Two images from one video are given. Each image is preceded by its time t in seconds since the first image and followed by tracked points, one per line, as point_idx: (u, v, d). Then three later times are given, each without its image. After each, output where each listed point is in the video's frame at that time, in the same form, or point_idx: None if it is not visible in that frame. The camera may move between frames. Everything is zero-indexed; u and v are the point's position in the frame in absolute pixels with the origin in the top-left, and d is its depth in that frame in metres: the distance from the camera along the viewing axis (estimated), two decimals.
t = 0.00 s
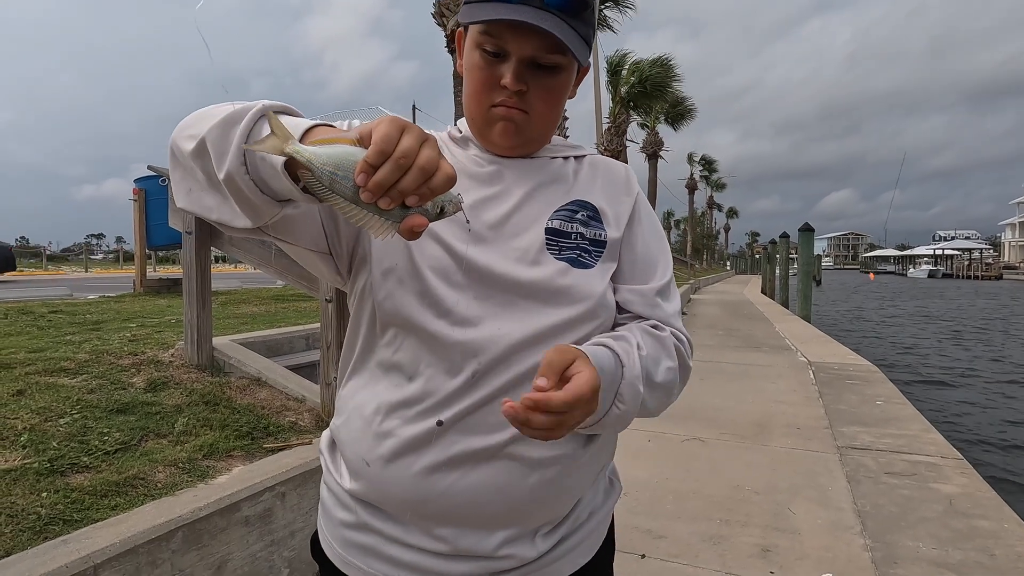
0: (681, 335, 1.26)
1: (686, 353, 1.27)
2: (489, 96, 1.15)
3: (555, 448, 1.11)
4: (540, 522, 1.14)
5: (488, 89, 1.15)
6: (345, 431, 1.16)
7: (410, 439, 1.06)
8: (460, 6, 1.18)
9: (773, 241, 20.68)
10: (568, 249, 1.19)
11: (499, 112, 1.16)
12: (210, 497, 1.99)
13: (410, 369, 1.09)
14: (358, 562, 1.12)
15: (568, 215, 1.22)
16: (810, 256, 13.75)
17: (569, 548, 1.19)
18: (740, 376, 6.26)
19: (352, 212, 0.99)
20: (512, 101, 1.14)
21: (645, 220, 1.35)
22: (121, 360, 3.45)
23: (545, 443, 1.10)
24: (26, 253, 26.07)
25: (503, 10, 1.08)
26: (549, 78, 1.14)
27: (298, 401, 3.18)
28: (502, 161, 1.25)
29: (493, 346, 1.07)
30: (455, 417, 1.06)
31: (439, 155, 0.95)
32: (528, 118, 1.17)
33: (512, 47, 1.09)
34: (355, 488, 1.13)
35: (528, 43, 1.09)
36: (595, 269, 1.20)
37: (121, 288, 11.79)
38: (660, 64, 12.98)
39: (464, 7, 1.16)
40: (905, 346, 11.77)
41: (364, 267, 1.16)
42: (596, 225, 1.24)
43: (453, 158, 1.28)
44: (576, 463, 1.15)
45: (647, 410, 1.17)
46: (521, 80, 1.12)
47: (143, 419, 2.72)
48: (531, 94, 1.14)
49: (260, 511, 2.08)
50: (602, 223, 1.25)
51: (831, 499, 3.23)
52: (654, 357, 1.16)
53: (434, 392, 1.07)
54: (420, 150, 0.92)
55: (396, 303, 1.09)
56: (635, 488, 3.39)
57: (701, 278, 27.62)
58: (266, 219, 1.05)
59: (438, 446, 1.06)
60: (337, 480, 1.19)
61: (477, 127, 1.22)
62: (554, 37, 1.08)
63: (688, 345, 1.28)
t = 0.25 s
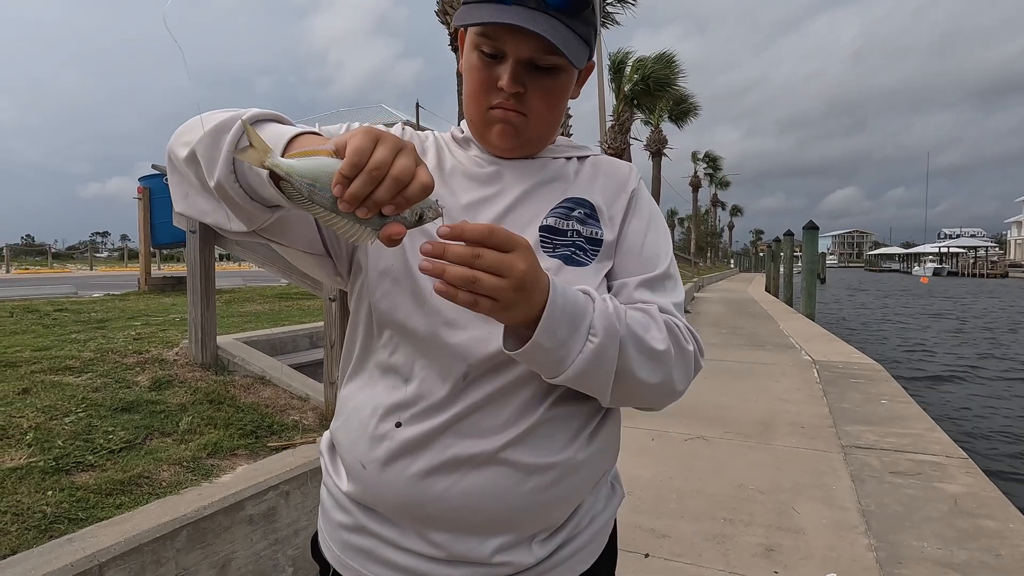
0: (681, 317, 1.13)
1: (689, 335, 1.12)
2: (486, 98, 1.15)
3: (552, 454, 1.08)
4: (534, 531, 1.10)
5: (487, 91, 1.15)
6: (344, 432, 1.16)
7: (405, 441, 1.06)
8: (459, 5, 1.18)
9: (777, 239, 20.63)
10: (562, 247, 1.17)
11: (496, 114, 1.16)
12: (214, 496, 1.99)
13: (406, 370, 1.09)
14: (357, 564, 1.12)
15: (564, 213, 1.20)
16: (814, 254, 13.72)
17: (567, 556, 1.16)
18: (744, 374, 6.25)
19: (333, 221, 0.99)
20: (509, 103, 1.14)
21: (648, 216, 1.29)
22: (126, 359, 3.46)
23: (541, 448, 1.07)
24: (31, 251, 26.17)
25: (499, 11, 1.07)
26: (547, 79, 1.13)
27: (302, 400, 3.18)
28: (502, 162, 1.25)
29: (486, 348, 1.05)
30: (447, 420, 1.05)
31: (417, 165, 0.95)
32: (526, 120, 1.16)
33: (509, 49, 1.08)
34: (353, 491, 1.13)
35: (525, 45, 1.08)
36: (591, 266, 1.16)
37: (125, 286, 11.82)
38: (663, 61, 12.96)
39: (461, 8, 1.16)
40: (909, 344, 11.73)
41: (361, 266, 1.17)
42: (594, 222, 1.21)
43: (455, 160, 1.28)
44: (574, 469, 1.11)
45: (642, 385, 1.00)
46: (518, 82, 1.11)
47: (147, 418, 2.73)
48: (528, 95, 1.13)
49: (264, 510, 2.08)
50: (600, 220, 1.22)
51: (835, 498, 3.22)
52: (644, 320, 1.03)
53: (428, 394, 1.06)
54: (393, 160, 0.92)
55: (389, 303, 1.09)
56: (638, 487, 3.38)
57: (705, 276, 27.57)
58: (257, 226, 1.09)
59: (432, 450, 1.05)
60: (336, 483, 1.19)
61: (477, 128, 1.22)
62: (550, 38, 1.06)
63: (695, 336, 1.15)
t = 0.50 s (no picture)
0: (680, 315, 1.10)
1: (687, 334, 1.10)
2: (478, 94, 1.15)
3: (549, 457, 1.06)
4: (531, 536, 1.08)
5: (478, 87, 1.15)
6: (344, 432, 1.18)
7: (400, 441, 1.06)
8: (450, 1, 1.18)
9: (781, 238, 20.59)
10: (556, 243, 1.15)
11: (488, 110, 1.15)
12: (219, 494, 2.00)
13: (400, 368, 1.10)
14: (356, 565, 1.13)
15: (559, 209, 1.18)
16: (819, 253, 13.68)
17: (566, 561, 1.14)
18: (748, 373, 6.24)
19: (309, 220, 1.01)
20: (500, 99, 1.13)
21: (648, 212, 1.27)
22: (131, 357, 3.47)
23: (537, 451, 1.05)
24: (36, 250, 26.25)
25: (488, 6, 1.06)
26: (539, 74, 1.11)
27: (306, 398, 3.19)
28: (497, 159, 1.25)
29: (477, 347, 1.03)
30: (439, 420, 1.04)
31: (390, 162, 0.95)
32: (519, 116, 1.15)
33: (498, 43, 1.08)
34: (351, 491, 1.14)
35: (515, 40, 1.07)
36: (586, 263, 1.15)
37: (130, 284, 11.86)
38: (667, 60, 12.97)
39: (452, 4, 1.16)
40: (914, 343, 11.70)
41: (358, 268, 1.19)
42: (589, 217, 1.19)
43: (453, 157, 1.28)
44: (572, 472, 1.09)
45: (633, 383, 0.99)
46: (509, 76, 1.10)
47: (152, 416, 2.74)
48: (520, 91, 1.13)
49: (269, 508, 2.08)
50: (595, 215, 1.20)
51: (839, 497, 3.21)
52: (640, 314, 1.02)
53: (422, 393, 1.06)
54: (363, 157, 0.93)
55: (385, 303, 1.11)
56: (642, 486, 3.38)
57: (708, 274, 27.54)
58: (249, 229, 1.13)
59: (427, 450, 1.05)
60: (336, 483, 1.20)
61: (471, 126, 1.22)
62: (539, 31, 1.05)
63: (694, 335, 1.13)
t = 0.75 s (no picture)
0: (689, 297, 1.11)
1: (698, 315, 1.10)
2: (470, 94, 1.14)
3: (551, 457, 1.06)
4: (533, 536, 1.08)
5: (469, 87, 1.13)
6: (345, 431, 1.19)
7: (401, 440, 1.06)
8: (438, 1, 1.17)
9: (784, 237, 20.55)
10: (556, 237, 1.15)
11: (481, 109, 1.14)
12: (225, 492, 2.01)
13: (400, 367, 1.11)
14: (358, 565, 1.13)
15: (558, 204, 1.18)
16: (822, 252, 13.65)
17: (570, 563, 1.14)
18: (752, 372, 6.24)
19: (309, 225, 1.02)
20: (492, 97, 1.12)
21: (648, 202, 1.27)
22: (136, 355, 3.48)
23: (539, 450, 1.05)
24: (40, 248, 26.33)
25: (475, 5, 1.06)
26: (529, 70, 1.09)
27: (311, 396, 3.19)
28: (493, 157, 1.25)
29: (477, 345, 1.04)
30: (440, 417, 1.05)
31: (385, 172, 0.94)
32: (512, 113, 1.14)
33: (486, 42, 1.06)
34: (353, 491, 1.14)
35: (502, 38, 1.05)
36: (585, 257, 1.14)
37: (134, 283, 11.89)
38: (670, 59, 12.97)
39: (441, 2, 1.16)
40: (917, 343, 11.68)
41: (358, 268, 1.20)
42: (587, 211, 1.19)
43: (450, 155, 1.28)
44: (573, 472, 1.09)
45: (652, 363, 0.99)
46: (499, 74, 1.09)
47: (158, 414, 2.75)
48: (512, 88, 1.11)
49: (274, 506, 2.09)
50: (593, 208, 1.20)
51: (843, 497, 3.21)
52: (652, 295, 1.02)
53: (422, 391, 1.06)
54: (357, 173, 0.91)
55: (386, 302, 1.12)
56: (646, 485, 3.38)
57: (711, 274, 27.52)
58: (247, 232, 1.13)
59: (427, 449, 1.05)
60: (338, 484, 1.21)
61: (466, 125, 1.21)
62: (525, 27, 1.04)
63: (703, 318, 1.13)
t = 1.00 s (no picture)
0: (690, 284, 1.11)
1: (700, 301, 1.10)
2: (466, 95, 1.13)
3: (553, 456, 1.06)
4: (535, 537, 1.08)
5: (465, 88, 1.13)
6: (344, 431, 1.19)
7: (402, 438, 1.07)
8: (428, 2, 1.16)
9: (786, 235, 20.49)
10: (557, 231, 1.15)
11: (479, 110, 1.14)
12: (229, 490, 2.01)
13: (400, 364, 1.11)
14: (359, 565, 1.14)
15: (558, 199, 1.18)
16: (825, 251, 13.62)
17: (572, 562, 1.14)
18: (754, 371, 6.23)
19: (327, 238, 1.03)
20: (490, 97, 1.12)
21: (645, 193, 1.26)
22: (140, 354, 3.49)
23: (541, 449, 1.05)
24: (44, 247, 26.39)
25: (467, 5, 1.05)
26: (525, 67, 1.09)
27: (314, 395, 3.20)
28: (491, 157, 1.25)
29: (479, 341, 1.05)
30: (442, 414, 1.05)
31: (402, 185, 0.92)
32: (510, 112, 1.14)
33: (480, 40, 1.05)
34: (353, 492, 1.14)
35: (497, 37, 1.05)
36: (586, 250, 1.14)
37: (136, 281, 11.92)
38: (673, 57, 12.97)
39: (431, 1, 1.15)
40: (920, 342, 11.66)
41: (355, 269, 1.21)
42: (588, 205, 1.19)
43: (446, 155, 1.28)
44: (575, 472, 1.09)
45: (657, 350, 1.00)
46: (496, 74, 1.09)
47: (162, 412, 2.76)
48: (509, 87, 1.11)
49: (278, 504, 2.10)
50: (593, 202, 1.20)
51: (846, 496, 3.21)
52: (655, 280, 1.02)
53: (424, 388, 1.07)
54: (373, 187, 0.90)
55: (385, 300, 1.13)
56: (649, 484, 3.38)
57: (714, 273, 27.49)
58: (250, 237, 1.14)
59: (429, 448, 1.06)
60: (338, 485, 1.21)
61: (463, 125, 1.21)
62: (521, 25, 1.03)
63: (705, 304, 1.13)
